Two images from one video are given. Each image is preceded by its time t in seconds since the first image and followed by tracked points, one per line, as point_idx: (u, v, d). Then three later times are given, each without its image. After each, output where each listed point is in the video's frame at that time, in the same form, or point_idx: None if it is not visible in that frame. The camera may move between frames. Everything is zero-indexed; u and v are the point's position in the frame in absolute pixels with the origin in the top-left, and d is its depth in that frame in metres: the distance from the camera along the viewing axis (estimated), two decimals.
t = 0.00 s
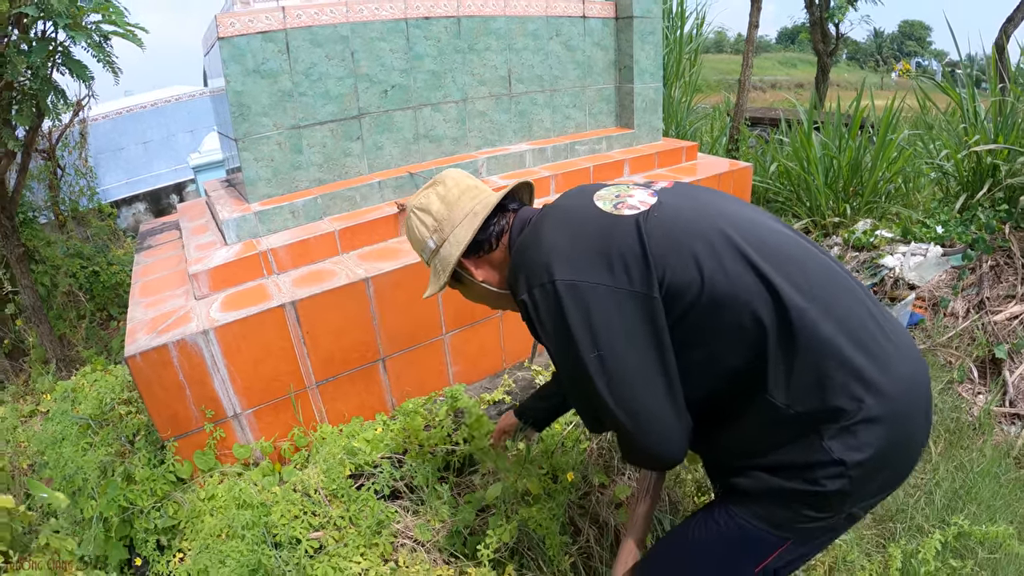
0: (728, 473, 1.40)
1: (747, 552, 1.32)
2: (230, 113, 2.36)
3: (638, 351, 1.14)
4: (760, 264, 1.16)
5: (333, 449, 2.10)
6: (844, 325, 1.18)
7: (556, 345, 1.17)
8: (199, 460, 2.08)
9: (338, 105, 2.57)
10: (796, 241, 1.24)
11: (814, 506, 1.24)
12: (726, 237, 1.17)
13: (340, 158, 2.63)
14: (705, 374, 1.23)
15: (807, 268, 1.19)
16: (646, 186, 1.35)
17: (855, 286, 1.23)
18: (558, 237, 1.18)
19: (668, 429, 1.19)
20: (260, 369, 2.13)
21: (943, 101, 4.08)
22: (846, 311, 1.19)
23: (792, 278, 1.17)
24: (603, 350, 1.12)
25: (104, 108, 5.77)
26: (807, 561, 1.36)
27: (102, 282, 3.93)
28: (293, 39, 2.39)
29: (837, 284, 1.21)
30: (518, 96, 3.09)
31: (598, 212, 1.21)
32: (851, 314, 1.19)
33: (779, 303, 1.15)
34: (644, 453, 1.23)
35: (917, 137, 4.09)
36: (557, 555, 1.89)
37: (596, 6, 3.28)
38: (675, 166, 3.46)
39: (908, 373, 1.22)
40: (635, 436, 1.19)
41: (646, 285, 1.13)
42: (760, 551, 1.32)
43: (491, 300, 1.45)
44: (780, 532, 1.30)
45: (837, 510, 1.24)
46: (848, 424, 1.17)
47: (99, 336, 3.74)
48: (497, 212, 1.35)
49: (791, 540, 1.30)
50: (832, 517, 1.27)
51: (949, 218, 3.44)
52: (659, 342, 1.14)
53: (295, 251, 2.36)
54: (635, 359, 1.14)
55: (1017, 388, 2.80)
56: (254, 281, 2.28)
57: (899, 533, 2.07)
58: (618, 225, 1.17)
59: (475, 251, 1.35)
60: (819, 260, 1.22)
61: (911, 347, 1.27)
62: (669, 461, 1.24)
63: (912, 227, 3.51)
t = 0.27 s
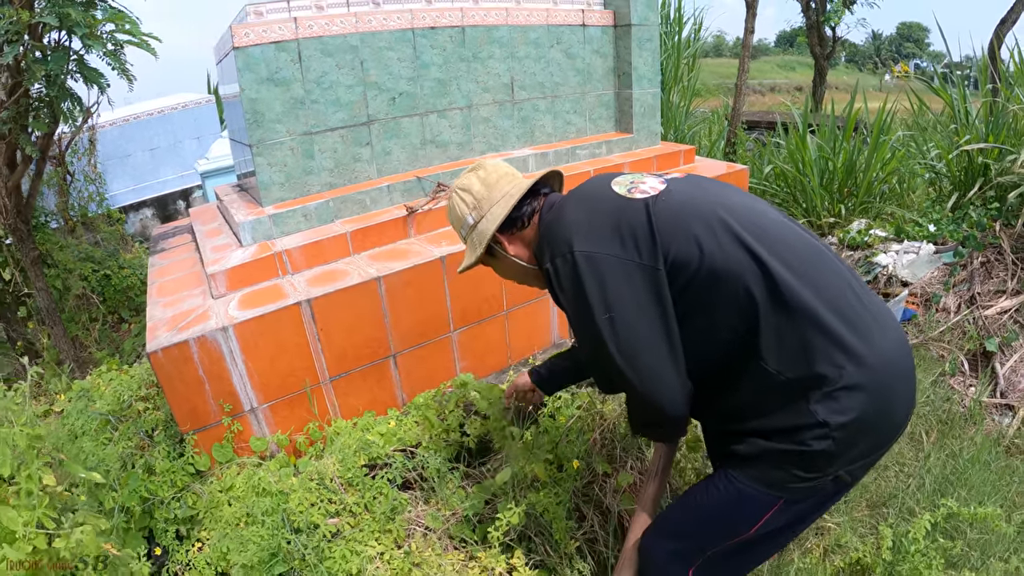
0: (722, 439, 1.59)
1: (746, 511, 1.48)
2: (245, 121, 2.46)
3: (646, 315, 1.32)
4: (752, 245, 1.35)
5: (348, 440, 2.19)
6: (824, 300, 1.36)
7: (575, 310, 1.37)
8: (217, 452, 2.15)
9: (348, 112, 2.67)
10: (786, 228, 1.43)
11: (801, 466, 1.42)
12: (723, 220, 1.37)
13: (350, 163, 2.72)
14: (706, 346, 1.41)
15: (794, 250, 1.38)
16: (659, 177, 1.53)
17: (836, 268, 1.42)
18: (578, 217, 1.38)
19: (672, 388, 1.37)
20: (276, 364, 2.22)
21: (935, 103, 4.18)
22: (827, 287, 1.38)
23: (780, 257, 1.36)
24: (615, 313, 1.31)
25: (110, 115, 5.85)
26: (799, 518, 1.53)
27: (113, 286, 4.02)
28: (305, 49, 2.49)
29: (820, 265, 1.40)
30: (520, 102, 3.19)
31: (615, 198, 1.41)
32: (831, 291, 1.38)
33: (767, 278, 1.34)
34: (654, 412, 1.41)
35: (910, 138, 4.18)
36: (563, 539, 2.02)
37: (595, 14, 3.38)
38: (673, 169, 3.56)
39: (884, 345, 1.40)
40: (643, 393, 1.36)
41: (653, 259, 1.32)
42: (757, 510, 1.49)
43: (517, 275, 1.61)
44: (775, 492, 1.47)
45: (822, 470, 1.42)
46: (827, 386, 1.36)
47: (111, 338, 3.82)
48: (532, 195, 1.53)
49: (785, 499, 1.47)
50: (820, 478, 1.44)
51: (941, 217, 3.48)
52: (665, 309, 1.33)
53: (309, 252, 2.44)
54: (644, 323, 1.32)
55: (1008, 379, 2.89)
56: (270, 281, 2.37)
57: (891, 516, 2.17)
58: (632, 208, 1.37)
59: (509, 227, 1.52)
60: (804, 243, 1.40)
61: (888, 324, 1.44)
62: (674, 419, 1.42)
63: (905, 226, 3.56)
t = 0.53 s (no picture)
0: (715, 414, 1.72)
1: (734, 475, 1.62)
2: (252, 124, 2.54)
3: (641, 292, 1.44)
4: (739, 226, 1.47)
5: (356, 430, 2.27)
6: (804, 277, 1.48)
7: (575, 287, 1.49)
8: (228, 442, 2.21)
9: (351, 115, 2.76)
10: (770, 212, 1.55)
11: (784, 432, 1.55)
12: (711, 205, 1.48)
13: (354, 164, 2.81)
14: (697, 321, 1.53)
15: (776, 231, 1.50)
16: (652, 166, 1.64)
17: (818, 248, 1.54)
18: (579, 202, 1.50)
19: (666, 360, 1.48)
20: (286, 357, 2.30)
21: (925, 100, 4.26)
22: (807, 265, 1.49)
23: (764, 238, 1.47)
24: (612, 289, 1.43)
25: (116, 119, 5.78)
26: (785, 482, 1.65)
27: (120, 287, 4.01)
28: (309, 54, 2.58)
29: (801, 245, 1.52)
30: (519, 105, 3.28)
31: (613, 184, 1.52)
32: (810, 269, 1.50)
33: (753, 257, 1.45)
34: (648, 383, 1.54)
35: (900, 136, 4.27)
36: (563, 521, 2.11)
37: (590, 18, 3.47)
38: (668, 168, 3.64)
39: (862, 320, 1.52)
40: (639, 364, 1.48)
41: (647, 239, 1.44)
42: (745, 474, 1.62)
43: (523, 256, 1.72)
44: (760, 457, 1.60)
45: (804, 436, 1.55)
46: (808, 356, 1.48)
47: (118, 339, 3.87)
48: (543, 182, 1.65)
49: (770, 463, 1.60)
50: (802, 444, 1.57)
51: (931, 212, 3.57)
52: (658, 285, 1.45)
53: (315, 249, 2.52)
54: (640, 299, 1.44)
55: (998, 367, 2.96)
56: (278, 278, 2.45)
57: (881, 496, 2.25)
58: (628, 193, 1.49)
59: (520, 210, 1.64)
60: (787, 226, 1.52)
61: (866, 300, 1.56)
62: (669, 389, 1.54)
63: (897, 221, 3.69)
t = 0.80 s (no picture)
0: (702, 394, 1.80)
1: (717, 451, 1.70)
2: (257, 124, 2.62)
3: (625, 275, 1.53)
4: (717, 213, 1.56)
5: (362, 420, 2.32)
6: (781, 260, 1.57)
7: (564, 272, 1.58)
8: (237, 433, 2.26)
9: (353, 115, 2.83)
10: (747, 199, 1.63)
11: (763, 407, 1.63)
12: (691, 192, 1.57)
13: (356, 163, 2.88)
14: (679, 303, 1.62)
15: (753, 217, 1.59)
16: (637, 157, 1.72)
17: (793, 233, 1.63)
18: (566, 191, 1.59)
19: (650, 339, 1.57)
20: (293, 350, 2.34)
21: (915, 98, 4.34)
22: (782, 249, 1.58)
23: (741, 224, 1.56)
24: (598, 273, 1.52)
25: (118, 120, 5.81)
26: (768, 457, 1.72)
27: (124, 287, 3.91)
28: (312, 56, 2.65)
29: (777, 230, 1.60)
30: (516, 104, 3.35)
31: (599, 173, 1.61)
32: (786, 252, 1.58)
33: (730, 242, 1.54)
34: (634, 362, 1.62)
35: (891, 132, 4.35)
36: (563, 504, 2.17)
37: (585, 19, 3.55)
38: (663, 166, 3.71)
39: (836, 300, 1.61)
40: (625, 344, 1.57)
41: (630, 225, 1.53)
42: (727, 451, 1.69)
43: (513, 242, 1.80)
44: (740, 433, 1.68)
45: (782, 412, 1.63)
46: (784, 336, 1.57)
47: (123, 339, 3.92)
48: (535, 171, 1.73)
49: (750, 439, 1.67)
50: (780, 419, 1.65)
51: (922, 207, 3.65)
52: (640, 269, 1.54)
53: (320, 246, 2.59)
54: (623, 282, 1.53)
55: (986, 357, 3.04)
56: (284, 273, 2.51)
57: (871, 478, 2.33)
58: (612, 182, 1.57)
59: (514, 197, 1.72)
60: (763, 212, 1.61)
61: (840, 281, 1.65)
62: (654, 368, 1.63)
63: (887, 216, 3.78)
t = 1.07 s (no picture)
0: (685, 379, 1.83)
1: (697, 434, 1.74)
2: (258, 121, 2.66)
3: (604, 263, 1.58)
4: (693, 200, 1.60)
5: (362, 409, 2.34)
6: (756, 245, 1.61)
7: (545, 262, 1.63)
8: (238, 424, 2.27)
9: (353, 112, 2.87)
10: (723, 185, 1.67)
11: (739, 389, 1.68)
12: (667, 180, 1.61)
13: (356, 160, 2.92)
14: (660, 288, 1.67)
15: (729, 204, 1.63)
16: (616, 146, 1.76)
17: (770, 218, 1.66)
18: (546, 182, 1.63)
19: (632, 325, 1.62)
20: (294, 341, 2.36)
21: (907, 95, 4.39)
22: (758, 234, 1.62)
23: (717, 211, 1.60)
24: (578, 262, 1.57)
25: (117, 121, 5.85)
26: (748, 439, 1.76)
27: (125, 285, 3.93)
28: (312, 54, 2.69)
29: (754, 215, 1.64)
30: (513, 102, 3.40)
31: (578, 163, 1.65)
32: (762, 237, 1.62)
33: (706, 228, 1.59)
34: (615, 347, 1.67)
35: (884, 129, 4.40)
36: (563, 491, 2.20)
37: (581, 19, 3.60)
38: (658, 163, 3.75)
39: (813, 283, 1.65)
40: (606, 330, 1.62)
41: (608, 215, 1.57)
42: (708, 433, 1.73)
43: (497, 231, 1.84)
44: (719, 416, 1.71)
45: (759, 394, 1.67)
46: (760, 319, 1.61)
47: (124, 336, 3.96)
48: (518, 161, 1.77)
49: (729, 421, 1.71)
50: (759, 401, 1.69)
51: (914, 201, 3.69)
52: (618, 256, 1.59)
53: (320, 240, 2.62)
54: (602, 269, 1.58)
55: (979, 347, 3.08)
56: (285, 267, 2.54)
57: (864, 463, 2.37)
58: (590, 172, 1.61)
59: (497, 186, 1.76)
60: (739, 198, 1.65)
61: (818, 263, 1.69)
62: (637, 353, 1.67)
63: (881, 211, 3.83)
